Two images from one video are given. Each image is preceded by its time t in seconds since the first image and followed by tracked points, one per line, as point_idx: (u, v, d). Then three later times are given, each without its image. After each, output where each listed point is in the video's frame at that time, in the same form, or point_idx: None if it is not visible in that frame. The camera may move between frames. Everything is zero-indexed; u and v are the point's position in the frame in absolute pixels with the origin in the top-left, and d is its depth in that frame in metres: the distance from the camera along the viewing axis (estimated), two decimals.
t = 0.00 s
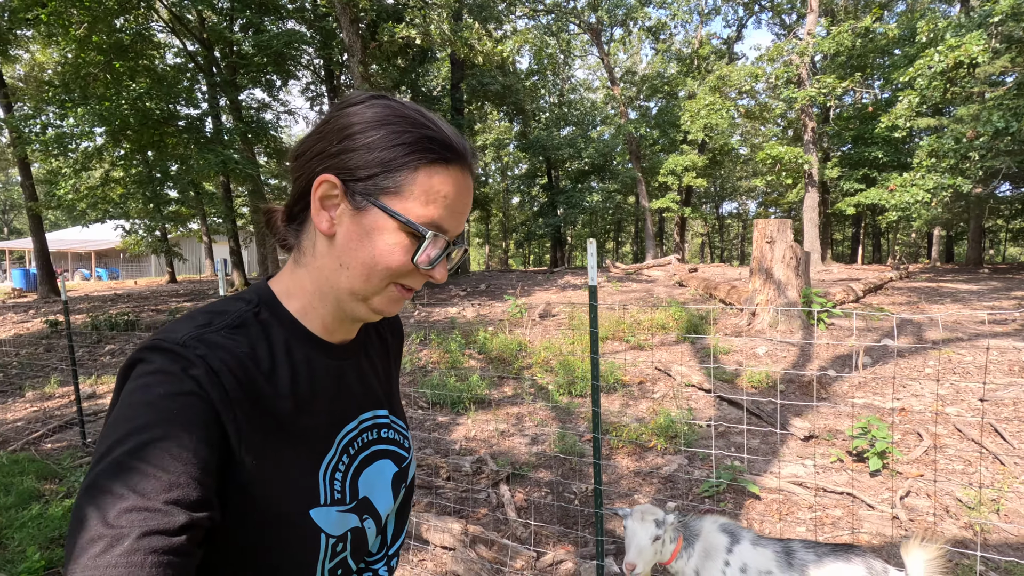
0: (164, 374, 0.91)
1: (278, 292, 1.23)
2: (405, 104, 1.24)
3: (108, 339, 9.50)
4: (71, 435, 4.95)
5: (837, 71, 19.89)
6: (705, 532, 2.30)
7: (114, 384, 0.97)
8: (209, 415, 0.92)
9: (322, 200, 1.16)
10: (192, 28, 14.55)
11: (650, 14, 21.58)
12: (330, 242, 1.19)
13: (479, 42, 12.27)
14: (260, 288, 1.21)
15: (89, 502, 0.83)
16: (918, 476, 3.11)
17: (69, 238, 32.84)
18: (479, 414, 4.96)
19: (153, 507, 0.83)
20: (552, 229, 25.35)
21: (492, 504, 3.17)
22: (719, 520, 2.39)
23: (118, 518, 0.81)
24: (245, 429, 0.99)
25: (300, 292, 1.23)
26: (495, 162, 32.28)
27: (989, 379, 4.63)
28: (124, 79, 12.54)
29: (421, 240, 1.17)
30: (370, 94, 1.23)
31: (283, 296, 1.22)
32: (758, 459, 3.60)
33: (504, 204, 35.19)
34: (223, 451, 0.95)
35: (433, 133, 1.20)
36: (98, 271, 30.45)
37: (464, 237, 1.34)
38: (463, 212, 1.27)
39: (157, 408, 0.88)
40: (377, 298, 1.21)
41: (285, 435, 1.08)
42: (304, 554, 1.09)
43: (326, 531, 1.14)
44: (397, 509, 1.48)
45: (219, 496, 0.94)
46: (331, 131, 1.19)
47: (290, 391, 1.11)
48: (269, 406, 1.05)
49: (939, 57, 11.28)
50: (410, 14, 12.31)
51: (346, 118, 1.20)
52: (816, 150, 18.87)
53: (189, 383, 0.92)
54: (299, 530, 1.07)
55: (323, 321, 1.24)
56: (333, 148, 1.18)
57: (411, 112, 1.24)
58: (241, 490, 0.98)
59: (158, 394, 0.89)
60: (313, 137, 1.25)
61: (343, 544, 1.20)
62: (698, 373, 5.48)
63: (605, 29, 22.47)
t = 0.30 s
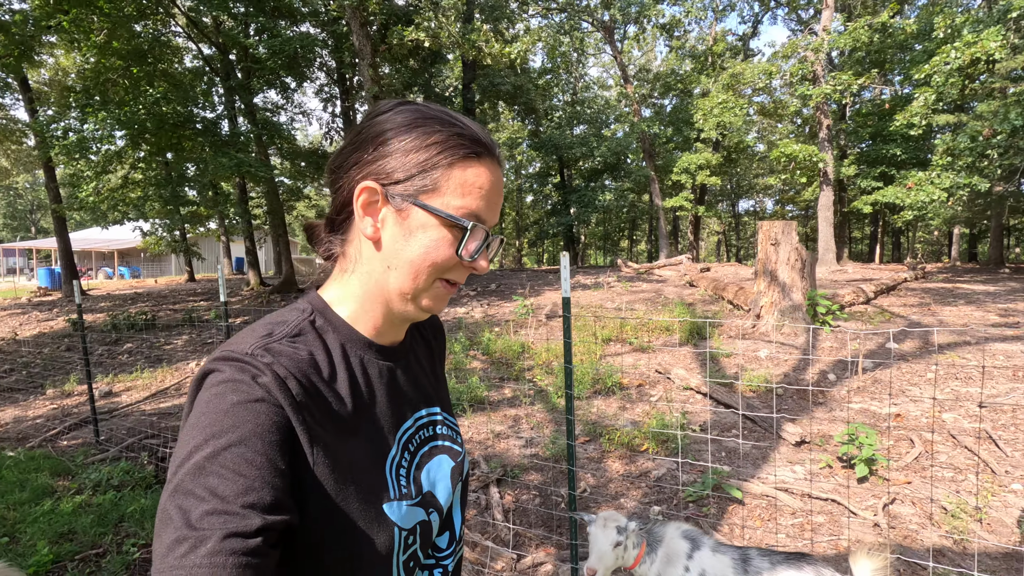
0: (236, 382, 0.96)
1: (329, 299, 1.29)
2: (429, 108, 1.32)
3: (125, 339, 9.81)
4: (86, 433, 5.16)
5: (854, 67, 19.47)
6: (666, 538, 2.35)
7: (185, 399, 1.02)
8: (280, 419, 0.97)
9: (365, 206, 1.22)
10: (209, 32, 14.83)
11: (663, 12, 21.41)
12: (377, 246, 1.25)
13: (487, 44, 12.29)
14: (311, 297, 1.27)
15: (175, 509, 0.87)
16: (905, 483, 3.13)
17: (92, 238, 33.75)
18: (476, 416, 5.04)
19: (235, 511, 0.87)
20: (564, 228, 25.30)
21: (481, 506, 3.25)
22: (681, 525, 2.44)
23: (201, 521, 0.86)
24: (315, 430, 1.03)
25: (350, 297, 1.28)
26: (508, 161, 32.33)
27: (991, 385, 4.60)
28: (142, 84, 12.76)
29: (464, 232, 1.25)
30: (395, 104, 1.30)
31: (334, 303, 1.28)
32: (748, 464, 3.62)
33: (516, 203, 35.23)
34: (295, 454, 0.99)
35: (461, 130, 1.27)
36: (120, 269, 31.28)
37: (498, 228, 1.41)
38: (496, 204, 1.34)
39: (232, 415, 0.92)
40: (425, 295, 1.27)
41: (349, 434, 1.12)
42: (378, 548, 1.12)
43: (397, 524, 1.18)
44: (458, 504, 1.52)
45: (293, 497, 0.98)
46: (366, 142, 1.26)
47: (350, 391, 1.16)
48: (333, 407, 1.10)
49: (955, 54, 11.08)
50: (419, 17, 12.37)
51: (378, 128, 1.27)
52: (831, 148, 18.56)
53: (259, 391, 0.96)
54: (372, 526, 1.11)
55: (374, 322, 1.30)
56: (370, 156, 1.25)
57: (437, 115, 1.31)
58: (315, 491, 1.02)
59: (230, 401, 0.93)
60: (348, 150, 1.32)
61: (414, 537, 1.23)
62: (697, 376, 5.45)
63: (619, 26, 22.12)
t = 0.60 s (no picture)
0: (253, 394, 0.99)
1: (340, 307, 1.33)
2: (430, 111, 1.34)
3: (138, 337, 10.02)
4: (95, 430, 5.30)
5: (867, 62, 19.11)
6: (640, 540, 2.35)
7: (202, 411, 1.06)
8: (295, 431, 0.99)
9: (373, 214, 1.25)
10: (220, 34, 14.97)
11: (674, 8, 21.16)
12: (387, 253, 1.28)
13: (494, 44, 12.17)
14: (322, 306, 1.30)
15: (195, 519, 0.90)
16: (896, 487, 3.13)
17: (108, 236, 34.34)
18: (474, 415, 5.08)
19: (254, 519, 0.90)
20: (573, 226, 25.17)
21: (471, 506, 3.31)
22: (654, 528, 2.44)
23: (221, 530, 0.90)
24: (329, 437, 1.07)
25: (363, 304, 1.31)
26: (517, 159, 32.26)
27: (993, 388, 4.56)
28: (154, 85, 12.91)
29: (474, 232, 1.27)
30: (396, 110, 1.32)
31: (347, 312, 1.32)
32: (740, 466, 3.63)
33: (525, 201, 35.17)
34: (310, 462, 1.03)
35: (462, 133, 1.30)
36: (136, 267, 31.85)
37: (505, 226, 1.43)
38: (502, 202, 1.36)
39: (248, 426, 0.96)
40: (438, 297, 1.29)
41: (362, 440, 1.16)
42: (389, 550, 1.17)
43: (410, 528, 1.23)
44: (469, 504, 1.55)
45: (308, 504, 1.02)
46: (370, 150, 1.28)
47: (361, 397, 1.19)
48: (345, 415, 1.14)
49: (969, 49, 10.89)
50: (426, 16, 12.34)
51: (382, 136, 1.29)
52: (843, 145, 18.26)
53: (276, 401, 1.00)
54: (387, 530, 1.16)
55: (385, 327, 1.34)
56: (374, 164, 1.27)
57: (438, 118, 1.34)
58: (330, 495, 1.06)
59: (246, 414, 0.97)
60: (352, 160, 1.34)
61: (425, 538, 1.28)
62: (696, 378, 5.41)
63: (629, 22, 21.80)
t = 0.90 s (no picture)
0: (238, 390, 0.98)
1: (321, 300, 1.30)
2: (399, 98, 1.32)
3: (143, 333, 10.17)
4: (96, 422, 5.42)
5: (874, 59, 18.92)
6: (605, 524, 2.35)
7: (182, 412, 1.03)
8: (282, 424, 0.98)
9: (351, 202, 1.23)
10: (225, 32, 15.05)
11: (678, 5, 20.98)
12: (366, 244, 1.26)
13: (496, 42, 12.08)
14: (301, 300, 1.28)
15: (183, 520, 0.88)
16: (876, 479, 3.18)
17: (118, 234, 34.77)
18: (466, 409, 5.15)
19: (245, 513, 0.89)
20: (577, 224, 25.12)
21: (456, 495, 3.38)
22: (620, 513, 2.44)
23: (209, 527, 0.88)
24: (315, 429, 1.06)
25: (346, 296, 1.29)
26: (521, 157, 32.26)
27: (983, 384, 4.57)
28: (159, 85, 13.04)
29: (453, 216, 1.28)
30: (364, 98, 1.29)
31: (329, 304, 1.29)
32: (724, 459, 3.67)
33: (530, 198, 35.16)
34: (297, 456, 1.02)
35: (433, 117, 1.29)
36: (144, 264, 32.23)
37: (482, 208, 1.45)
38: (478, 183, 1.37)
39: (233, 423, 0.94)
40: (422, 281, 1.29)
41: (347, 430, 1.15)
42: (382, 538, 1.15)
43: (402, 513, 1.22)
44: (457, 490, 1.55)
45: (298, 496, 1.00)
46: (341, 139, 1.25)
47: (346, 388, 1.18)
48: (331, 406, 1.12)
49: (973, 44, 10.79)
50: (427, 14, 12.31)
51: (352, 124, 1.26)
52: (848, 142, 18.11)
53: (261, 397, 0.98)
54: (378, 518, 1.14)
55: (368, 317, 1.32)
56: (348, 153, 1.24)
57: (408, 104, 1.32)
58: (318, 486, 1.04)
59: (231, 409, 0.95)
60: (322, 150, 1.30)
61: (417, 524, 1.26)
62: (688, 373, 5.44)
63: (634, 19, 21.57)
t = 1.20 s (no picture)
0: (230, 394, 0.91)
1: (317, 301, 1.22)
2: (383, 92, 1.23)
3: (140, 331, 10.28)
4: (90, 419, 5.53)
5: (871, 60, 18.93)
6: (563, 515, 2.36)
7: (176, 417, 0.96)
8: (276, 427, 0.91)
9: (339, 201, 1.14)
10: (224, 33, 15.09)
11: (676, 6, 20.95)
12: (358, 243, 1.17)
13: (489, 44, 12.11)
14: (297, 301, 1.21)
15: (174, 528, 0.81)
16: (842, 475, 3.31)
17: (118, 233, 34.93)
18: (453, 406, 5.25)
19: (239, 521, 0.82)
20: (576, 224, 25.02)
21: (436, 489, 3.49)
22: (578, 503, 2.47)
23: (202, 534, 0.81)
24: (313, 432, 0.98)
25: (341, 298, 1.21)
26: (520, 157, 32.33)
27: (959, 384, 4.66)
28: (157, 86, 13.10)
29: (443, 209, 1.18)
30: (347, 93, 1.21)
31: (324, 306, 1.21)
32: (699, 454, 3.77)
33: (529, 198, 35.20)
34: (293, 461, 0.94)
35: (418, 109, 1.20)
36: (145, 263, 32.38)
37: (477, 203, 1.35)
38: (471, 177, 1.27)
39: (226, 426, 0.87)
40: (417, 281, 1.19)
41: (346, 433, 1.07)
42: (382, 544, 1.07)
43: (405, 517, 1.13)
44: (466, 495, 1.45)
45: (295, 501, 0.93)
46: (325, 137, 1.17)
47: (344, 390, 1.10)
48: (327, 409, 1.04)
49: (964, 47, 10.85)
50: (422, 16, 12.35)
51: (337, 119, 1.18)
52: (843, 143, 18.18)
53: (254, 400, 0.91)
54: (379, 523, 1.06)
55: (364, 318, 1.23)
56: (333, 151, 1.16)
57: (393, 97, 1.23)
58: (316, 491, 0.97)
59: (224, 413, 0.89)
60: (309, 150, 1.22)
61: (421, 529, 1.18)
62: (671, 372, 5.53)
63: (633, 20, 21.50)
